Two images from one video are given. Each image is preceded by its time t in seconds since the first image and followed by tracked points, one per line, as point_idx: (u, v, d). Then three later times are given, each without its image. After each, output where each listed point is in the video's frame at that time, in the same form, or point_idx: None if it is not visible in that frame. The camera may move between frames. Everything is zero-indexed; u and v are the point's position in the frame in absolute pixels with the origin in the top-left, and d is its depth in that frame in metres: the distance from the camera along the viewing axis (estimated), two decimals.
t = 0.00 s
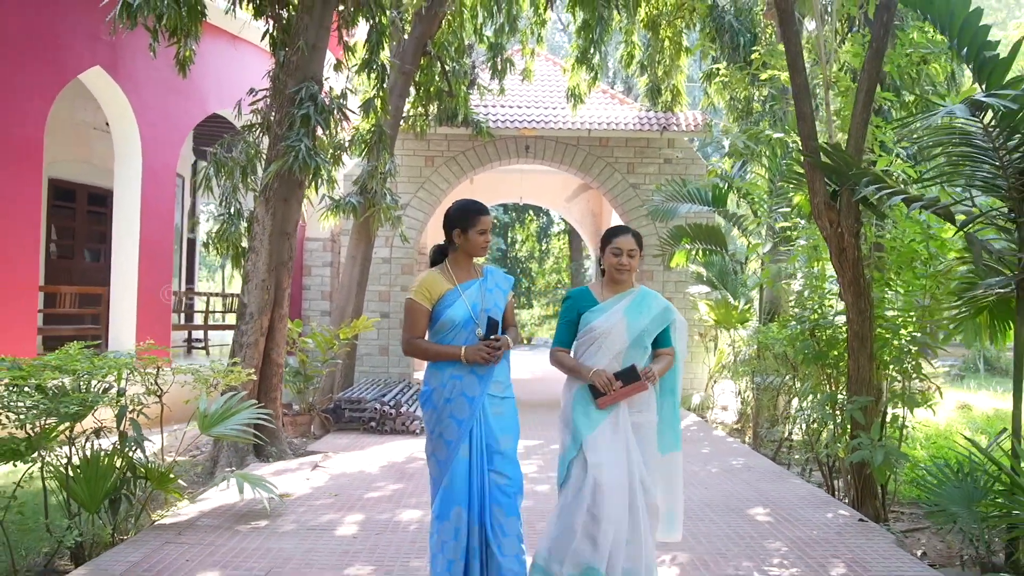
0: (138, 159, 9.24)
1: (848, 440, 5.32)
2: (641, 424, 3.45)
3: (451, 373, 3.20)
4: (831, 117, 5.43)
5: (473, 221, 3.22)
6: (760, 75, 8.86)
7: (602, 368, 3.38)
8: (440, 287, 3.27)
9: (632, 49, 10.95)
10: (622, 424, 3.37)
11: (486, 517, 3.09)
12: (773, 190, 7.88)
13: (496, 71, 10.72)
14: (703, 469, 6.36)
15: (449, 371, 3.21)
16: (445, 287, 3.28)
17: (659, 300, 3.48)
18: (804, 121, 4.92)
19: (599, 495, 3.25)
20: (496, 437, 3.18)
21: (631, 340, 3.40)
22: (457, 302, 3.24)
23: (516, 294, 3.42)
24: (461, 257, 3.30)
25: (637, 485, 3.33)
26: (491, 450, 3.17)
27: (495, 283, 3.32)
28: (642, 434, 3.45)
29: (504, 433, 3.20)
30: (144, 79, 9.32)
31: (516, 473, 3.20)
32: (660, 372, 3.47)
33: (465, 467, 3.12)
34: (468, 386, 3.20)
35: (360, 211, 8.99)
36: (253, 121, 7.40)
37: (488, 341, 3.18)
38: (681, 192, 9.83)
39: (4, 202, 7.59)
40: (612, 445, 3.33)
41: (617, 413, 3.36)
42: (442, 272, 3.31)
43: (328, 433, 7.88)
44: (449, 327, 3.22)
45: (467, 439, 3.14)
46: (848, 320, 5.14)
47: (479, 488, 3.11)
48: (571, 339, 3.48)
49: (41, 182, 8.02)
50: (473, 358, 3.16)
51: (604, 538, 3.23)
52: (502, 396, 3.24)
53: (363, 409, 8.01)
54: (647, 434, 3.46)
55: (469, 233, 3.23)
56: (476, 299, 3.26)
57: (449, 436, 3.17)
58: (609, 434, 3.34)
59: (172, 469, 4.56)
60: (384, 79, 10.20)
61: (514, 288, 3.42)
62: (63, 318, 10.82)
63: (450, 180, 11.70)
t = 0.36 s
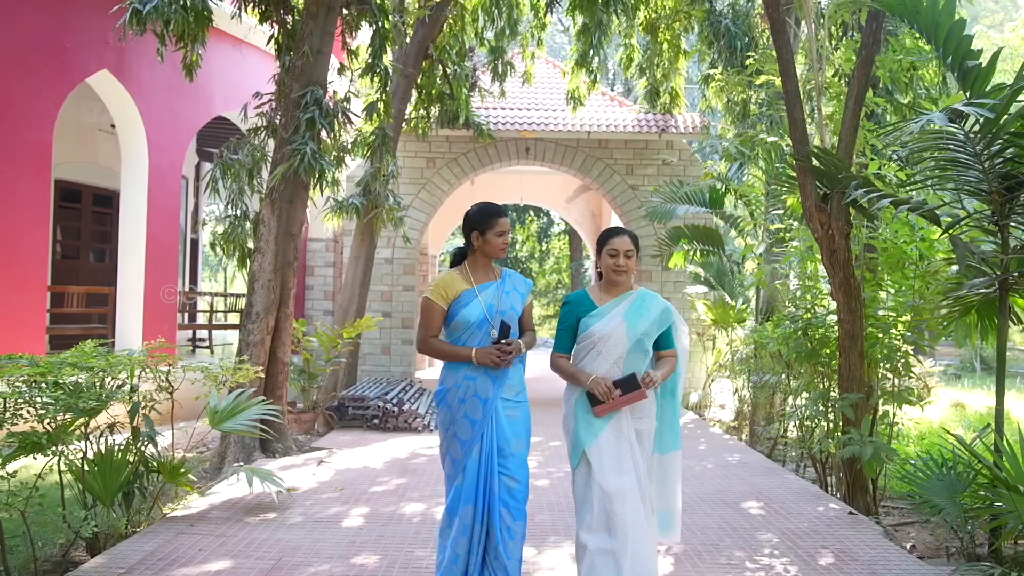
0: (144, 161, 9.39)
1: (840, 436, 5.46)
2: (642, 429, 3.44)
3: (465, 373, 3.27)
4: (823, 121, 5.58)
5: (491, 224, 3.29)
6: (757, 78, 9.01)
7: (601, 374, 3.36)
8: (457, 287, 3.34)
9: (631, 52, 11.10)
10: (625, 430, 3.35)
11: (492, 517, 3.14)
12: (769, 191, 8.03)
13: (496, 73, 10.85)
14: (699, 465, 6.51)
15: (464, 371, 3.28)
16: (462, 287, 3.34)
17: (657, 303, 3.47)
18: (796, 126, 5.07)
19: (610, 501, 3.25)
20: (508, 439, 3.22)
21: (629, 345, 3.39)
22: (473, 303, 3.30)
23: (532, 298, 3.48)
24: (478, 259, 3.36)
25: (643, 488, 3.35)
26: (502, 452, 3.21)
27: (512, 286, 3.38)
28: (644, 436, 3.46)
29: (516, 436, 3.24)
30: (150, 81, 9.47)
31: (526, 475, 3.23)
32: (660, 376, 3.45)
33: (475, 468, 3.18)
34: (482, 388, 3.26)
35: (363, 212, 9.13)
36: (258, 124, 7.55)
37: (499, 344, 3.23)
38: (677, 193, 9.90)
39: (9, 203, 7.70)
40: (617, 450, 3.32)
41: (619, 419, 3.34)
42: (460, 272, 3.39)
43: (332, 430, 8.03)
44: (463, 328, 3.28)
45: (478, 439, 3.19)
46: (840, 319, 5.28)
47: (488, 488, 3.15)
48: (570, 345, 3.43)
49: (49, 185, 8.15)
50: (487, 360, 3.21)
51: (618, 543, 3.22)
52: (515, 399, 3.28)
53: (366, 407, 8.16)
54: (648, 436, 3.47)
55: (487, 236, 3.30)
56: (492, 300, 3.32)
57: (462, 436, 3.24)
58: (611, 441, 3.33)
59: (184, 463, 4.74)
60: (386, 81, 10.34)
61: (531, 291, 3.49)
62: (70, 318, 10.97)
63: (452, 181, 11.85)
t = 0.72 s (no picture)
0: (150, 163, 9.54)
1: (834, 433, 5.60)
2: (645, 424, 3.28)
3: (495, 370, 3.32)
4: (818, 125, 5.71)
5: (519, 222, 3.33)
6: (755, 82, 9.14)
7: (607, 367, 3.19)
8: (487, 285, 3.38)
9: (631, 55, 11.24)
10: (625, 427, 3.20)
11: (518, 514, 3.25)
12: (766, 194, 8.17)
13: (498, 76, 10.98)
14: (698, 462, 6.65)
15: (493, 368, 3.33)
16: (492, 284, 3.38)
17: (660, 296, 3.33)
18: (791, 132, 5.20)
19: (600, 501, 3.13)
20: (533, 436, 3.31)
21: (634, 338, 3.23)
22: (503, 300, 3.33)
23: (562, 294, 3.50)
24: (508, 257, 3.39)
25: (639, 489, 3.19)
26: (527, 450, 3.30)
27: (541, 283, 3.39)
28: (647, 435, 3.29)
29: (539, 433, 3.33)
30: (157, 85, 9.62)
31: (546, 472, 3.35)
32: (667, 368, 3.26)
33: (502, 465, 3.26)
34: (510, 385, 3.31)
35: (367, 213, 9.28)
36: (265, 128, 7.69)
37: (527, 339, 3.21)
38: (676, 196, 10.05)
39: (12, 203, 7.80)
40: (614, 449, 3.18)
41: (622, 413, 3.19)
42: (490, 271, 3.42)
43: (337, 429, 8.16)
44: (493, 325, 3.32)
45: (506, 437, 3.26)
46: (835, 319, 5.41)
47: (512, 486, 3.25)
48: (573, 340, 3.28)
49: (53, 187, 8.23)
50: (515, 356, 3.20)
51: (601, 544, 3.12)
52: (541, 398, 3.35)
53: (370, 405, 8.29)
54: (652, 435, 3.29)
55: (514, 234, 3.33)
56: (522, 297, 3.34)
57: (489, 431, 3.29)
58: (609, 438, 3.18)
59: (197, 459, 4.88)
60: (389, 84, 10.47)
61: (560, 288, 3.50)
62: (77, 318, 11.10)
63: (454, 183, 12.00)
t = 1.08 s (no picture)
0: (159, 165, 9.72)
1: (827, 429, 5.77)
2: (659, 425, 3.31)
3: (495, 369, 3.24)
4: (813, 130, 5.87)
5: (528, 221, 3.26)
6: (753, 86, 9.28)
7: (621, 369, 3.26)
8: (493, 284, 3.30)
9: (631, 58, 11.41)
10: (638, 429, 3.23)
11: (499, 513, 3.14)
12: (764, 196, 8.32)
13: (500, 80, 11.15)
14: (696, 458, 6.81)
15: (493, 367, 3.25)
16: (498, 284, 3.30)
17: (674, 300, 3.38)
18: (785, 136, 5.36)
19: (613, 502, 3.20)
20: (526, 435, 3.23)
21: (648, 340, 3.30)
22: (507, 300, 3.25)
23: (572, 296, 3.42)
24: (517, 257, 3.31)
25: (653, 489, 3.22)
26: (521, 447, 3.22)
27: (549, 284, 3.32)
28: (661, 434, 3.32)
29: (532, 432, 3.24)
30: (166, 88, 9.79)
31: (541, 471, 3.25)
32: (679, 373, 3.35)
33: (494, 461, 3.16)
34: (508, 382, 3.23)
35: (371, 214, 9.44)
36: (272, 130, 7.85)
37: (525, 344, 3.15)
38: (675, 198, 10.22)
39: (23, 204, 7.96)
40: (626, 450, 3.22)
41: (634, 415, 3.23)
42: (497, 269, 3.34)
43: (343, 426, 8.33)
44: (496, 325, 3.25)
45: (500, 432, 3.18)
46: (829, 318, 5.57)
47: (504, 482, 3.16)
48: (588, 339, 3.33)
49: (58, 188, 8.33)
50: (503, 386, 3.16)
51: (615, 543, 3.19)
52: (540, 398, 3.27)
53: (375, 403, 8.47)
54: (666, 435, 3.33)
55: (523, 233, 3.26)
56: (526, 298, 3.26)
57: (482, 427, 3.22)
58: (621, 439, 3.23)
59: (211, 454, 5.04)
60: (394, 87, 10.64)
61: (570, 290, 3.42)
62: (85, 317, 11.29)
63: (456, 184, 12.18)
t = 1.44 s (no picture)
0: (165, 168, 9.88)
1: (820, 425, 5.91)
2: (676, 423, 3.42)
3: (466, 366, 3.27)
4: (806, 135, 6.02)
5: (503, 219, 3.30)
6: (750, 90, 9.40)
7: (640, 365, 3.35)
8: (465, 281, 3.32)
9: (630, 61, 11.54)
10: (655, 426, 3.33)
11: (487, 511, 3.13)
12: (760, 197, 8.44)
13: (501, 82, 11.29)
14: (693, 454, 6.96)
15: (464, 364, 3.28)
16: (471, 281, 3.32)
17: (696, 296, 3.42)
18: (779, 140, 5.50)
19: (631, 497, 3.27)
20: (504, 432, 3.25)
21: (666, 337, 3.37)
22: (480, 296, 3.29)
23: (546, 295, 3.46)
24: (491, 254, 3.35)
25: (669, 486, 3.32)
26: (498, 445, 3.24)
27: (522, 282, 3.36)
28: (678, 433, 3.42)
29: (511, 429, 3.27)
30: (172, 92, 9.94)
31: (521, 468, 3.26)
32: (700, 370, 3.41)
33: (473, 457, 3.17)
34: (481, 380, 3.27)
35: (374, 215, 9.58)
36: (276, 133, 7.99)
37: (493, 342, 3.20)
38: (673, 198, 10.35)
39: (30, 206, 8.08)
40: (644, 447, 3.31)
41: (652, 412, 3.33)
42: (469, 267, 3.37)
43: (347, 423, 8.48)
44: (468, 321, 3.28)
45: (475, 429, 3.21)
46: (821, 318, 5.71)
47: (483, 478, 3.16)
48: (610, 335, 3.44)
49: (66, 190, 8.47)
50: (467, 413, 3.22)
51: (628, 538, 3.25)
52: (514, 395, 3.30)
53: (378, 401, 8.63)
54: (683, 434, 3.43)
55: (498, 230, 3.30)
56: (499, 295, 3.30)
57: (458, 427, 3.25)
58: (640, 436, 3.32)
59: (220, 450, 5.18)
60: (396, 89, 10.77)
61: (544, 289, 3.46)
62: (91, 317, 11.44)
63: (457, 186, 12.32)
